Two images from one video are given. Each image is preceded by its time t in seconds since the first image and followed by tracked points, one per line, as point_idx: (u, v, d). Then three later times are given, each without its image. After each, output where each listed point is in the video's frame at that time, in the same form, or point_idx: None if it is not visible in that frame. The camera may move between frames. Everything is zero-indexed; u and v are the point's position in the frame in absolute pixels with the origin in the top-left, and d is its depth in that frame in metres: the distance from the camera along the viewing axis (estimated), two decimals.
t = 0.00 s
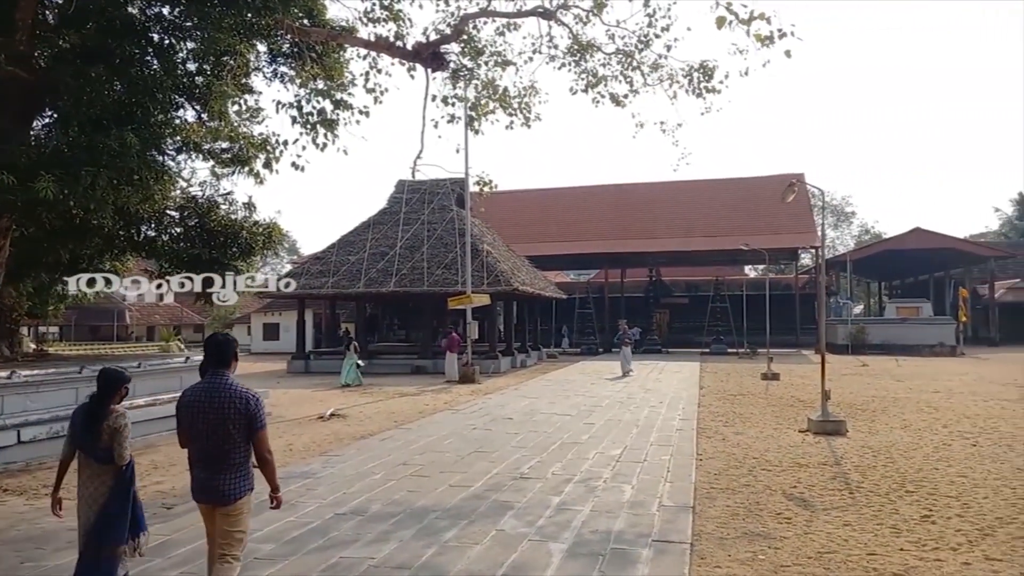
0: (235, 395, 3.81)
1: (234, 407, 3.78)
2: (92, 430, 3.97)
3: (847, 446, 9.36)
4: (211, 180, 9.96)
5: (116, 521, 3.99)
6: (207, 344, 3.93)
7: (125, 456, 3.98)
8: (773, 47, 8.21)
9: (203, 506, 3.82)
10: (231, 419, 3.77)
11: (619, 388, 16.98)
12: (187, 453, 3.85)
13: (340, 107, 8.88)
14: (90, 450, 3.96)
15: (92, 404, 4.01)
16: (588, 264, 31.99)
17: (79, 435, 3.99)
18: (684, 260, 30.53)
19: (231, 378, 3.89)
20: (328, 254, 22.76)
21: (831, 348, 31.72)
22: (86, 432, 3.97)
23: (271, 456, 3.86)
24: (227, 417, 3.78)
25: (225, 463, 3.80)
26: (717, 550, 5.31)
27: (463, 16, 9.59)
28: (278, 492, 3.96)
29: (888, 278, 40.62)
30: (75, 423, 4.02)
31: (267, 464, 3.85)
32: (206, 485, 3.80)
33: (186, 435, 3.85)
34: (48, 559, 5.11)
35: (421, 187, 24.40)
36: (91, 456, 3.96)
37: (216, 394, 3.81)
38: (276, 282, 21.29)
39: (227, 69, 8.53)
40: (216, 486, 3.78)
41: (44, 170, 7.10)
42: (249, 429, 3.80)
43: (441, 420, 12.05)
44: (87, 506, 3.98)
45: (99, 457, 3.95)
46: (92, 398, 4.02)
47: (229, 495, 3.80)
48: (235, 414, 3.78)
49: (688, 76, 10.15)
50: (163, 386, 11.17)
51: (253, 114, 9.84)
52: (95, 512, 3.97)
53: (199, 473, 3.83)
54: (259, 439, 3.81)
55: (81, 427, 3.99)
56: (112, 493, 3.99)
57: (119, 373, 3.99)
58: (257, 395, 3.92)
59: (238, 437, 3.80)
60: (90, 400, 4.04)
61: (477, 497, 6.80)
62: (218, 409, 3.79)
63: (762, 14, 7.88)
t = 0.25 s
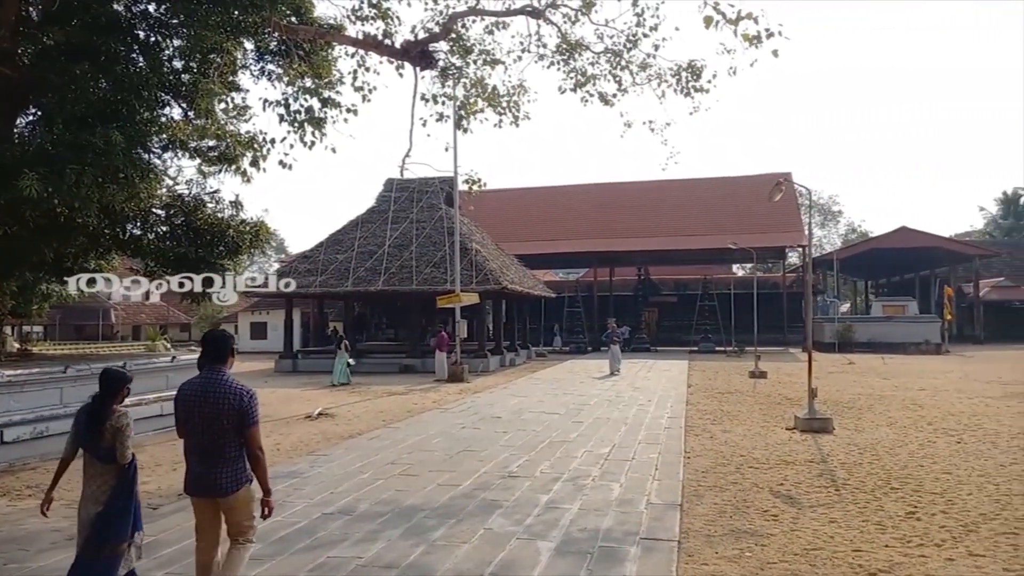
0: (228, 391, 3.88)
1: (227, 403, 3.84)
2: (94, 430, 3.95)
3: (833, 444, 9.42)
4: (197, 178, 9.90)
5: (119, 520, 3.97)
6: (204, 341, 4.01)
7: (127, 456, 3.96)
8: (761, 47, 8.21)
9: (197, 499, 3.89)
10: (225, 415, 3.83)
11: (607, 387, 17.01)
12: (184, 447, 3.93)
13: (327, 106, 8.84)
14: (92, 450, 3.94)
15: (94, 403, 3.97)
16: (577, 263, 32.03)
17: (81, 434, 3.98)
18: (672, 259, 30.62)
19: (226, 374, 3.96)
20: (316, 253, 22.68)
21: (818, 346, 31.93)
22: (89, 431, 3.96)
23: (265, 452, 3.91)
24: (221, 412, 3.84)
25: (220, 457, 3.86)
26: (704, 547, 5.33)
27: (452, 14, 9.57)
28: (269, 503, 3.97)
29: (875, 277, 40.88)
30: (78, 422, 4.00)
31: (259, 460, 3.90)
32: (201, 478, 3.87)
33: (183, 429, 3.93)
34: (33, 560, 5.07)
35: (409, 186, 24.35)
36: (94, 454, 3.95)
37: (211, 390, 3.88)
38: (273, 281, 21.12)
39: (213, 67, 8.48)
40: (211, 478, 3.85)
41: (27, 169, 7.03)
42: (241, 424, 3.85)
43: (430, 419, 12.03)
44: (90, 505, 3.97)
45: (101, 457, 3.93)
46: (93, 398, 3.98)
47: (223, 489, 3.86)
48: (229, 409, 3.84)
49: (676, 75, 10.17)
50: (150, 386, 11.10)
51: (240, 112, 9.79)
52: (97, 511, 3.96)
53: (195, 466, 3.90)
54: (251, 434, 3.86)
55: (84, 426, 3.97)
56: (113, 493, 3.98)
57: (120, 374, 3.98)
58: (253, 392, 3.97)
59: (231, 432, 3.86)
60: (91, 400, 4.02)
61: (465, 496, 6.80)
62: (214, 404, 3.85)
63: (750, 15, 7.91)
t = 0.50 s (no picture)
0: (223, 389, 3.91)
1: (221, 401, 3.88)
2: (97, 424, 4.08)
3: (818, 443, 9.47)
4: (183, 176, 9.82)
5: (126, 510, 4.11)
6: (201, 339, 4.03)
7: (131, 448, 4.11)
8: (750, 50, 8.19)
9: (190, 494, 3.94)
10: (219, 413, 3.87)
11: (595, 387, 17.04)
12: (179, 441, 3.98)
13: (315, 104, 8.80)
14: (96, 444, 4.07)
15: (95, 399, 4.10)
16: (565, 263, 32.06)
17: (84, 429, 4.11)
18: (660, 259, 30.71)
19: (222, 372, 3.98)
20: (303, 252, 22.58)
21: (804, 346, 32.13)
22: (91, 427, 4.08)
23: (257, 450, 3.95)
24: (215, 409, 3.87)
25: (214, 453, 3.92)
26: (691, 546, 5.35)
27: (441, 13, 9.56)
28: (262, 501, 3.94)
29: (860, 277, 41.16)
30: (80, 419, 4.13)
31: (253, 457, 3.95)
32: (194, 472, 3.92)
33: (178, 424, 3.98)
34: (16, 561, 5.02)
35: (397, 185, 24.29)
36: (98, 449, 4.07)
37: (207, 387, 3.92)
38: (274, 281, 20.96)
39: (199, 64, 8.43)
40: (205, 474, 3.91)
41: (9, 166, 6.94)
42: (235, 422, 3.89)
43: (417, 419, 12.01)
44: (96, 499, 4.09)
45: (105, 450, 4.06)
46: (93, 395, 4.11)
47: (216, 484, 3.92)
48: (223, 407, 3.87)
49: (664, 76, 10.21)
50: (134, 386, 11.02)
51: (226, 109, 9.73)
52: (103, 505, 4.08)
53: (189, 461, 3.95)
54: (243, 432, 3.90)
55: (87, 422, 4.10)
56: (118, 485, 4.12)
57: (119, 370, 4.11)
58: (248, 391, 3.99)
59: (224, 430, 3.90)
60: (91, 398, 4.14)
61: (453, 496, 6.79)
62: (208, 401, 3.89)
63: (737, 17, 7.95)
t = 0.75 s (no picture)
0: (222, 390, 3.93)
1: (220, 401, 3.90)
2: (96, 420, 4.04)
3: (804, 442, 9.53)
4: (168, 174, 9.75)
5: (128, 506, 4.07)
6: (201, 340, 4.06)
7: (130, 444, 4.06)
8: (736, 50, 8.13)
9: (184, 492, 3.92)
10: (217, 412, 3.88)
11: (583, 386, 17.05)
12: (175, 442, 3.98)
13: (302, 103, 8.76)
14: (95, 441, 4.03)
15: (93, 396, 4.06)
16: (553, 262, 32.09)
17: (82, 425, 4.06)
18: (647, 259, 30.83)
19: (221, 373, 4.01)
20: (290, 251, 22.47)
21: (790, 345, 32.32)
22: (90, 424, 4.04)
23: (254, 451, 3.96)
24: (213, 409, 3.89)
25: (210, 453, 3.92)
26: (678, 545, 5.37)
27: (429, 11, 9.54)
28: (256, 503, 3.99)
29: (846, 277, 41.43)
30: (80, 415, 4.08)
31: (249, 457, 3.96)
32: (190, 472, 3.91)
33: (176, 424, 3.98)
34: None
35: (385, 184, 24.23)
36: (97, 445, 4.04)
37: (205, 387, 3.94)
38: (275, 282, 20.98)
39: (185, 62, 8.38)
40: (200, 474, 3.90)
41: None
42: (232, 423, 3.90)
43: (405, 419, 11.98)
44: (97, 496, 4.05)
45: (104, 447, 4.03)
46: (92, 392, 4.07)
47: (212, 484, 3.91)
48: (222, 407, 3.89)
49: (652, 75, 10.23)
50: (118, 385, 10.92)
51: (212, 107, 9.67)
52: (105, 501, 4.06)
53: (186, 461, 3.95)
54: (240, 433, 3.91)
55: (86, 418, 4.05)
56: (119, 481, 4.08)
57: (119, 368, 4.07)
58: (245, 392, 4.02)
59: (221, 430, 3.91)
60: (90, 394, 4.10)
61: (440, 496, 6.77)
62: (205, 402, 3.91)
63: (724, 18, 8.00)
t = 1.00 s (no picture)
0: (222, 390, 4.10)
1: (221, 400, 4.07)
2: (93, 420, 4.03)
3: (786, 442, 9.61)
4: (149, 174, 9.66)
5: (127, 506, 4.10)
6: (199, 342, 4.22)
7: (125, 443, 4.07)
8: (718, 51, 8.10)
9: (186, 488, 4.09)
10: (218, 411, 4.06)
11: (567, 386, 17.08)
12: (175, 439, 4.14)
13: (285, 102, 8.70)
14: (92, 440, 4.04)
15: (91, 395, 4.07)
16: (538, 263, 32.12)
17: (81, 424, 4.08)
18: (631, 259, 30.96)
19: (221, 374, 4.18)
20: (273, 251, 22.33)
21: (773, 345, 32.53)
22: (88, 422, 4.05)
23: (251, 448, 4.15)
24: (213, 408, 4.06)
25: (210, 450, 4.09)
26: (661, 544, 5.39)
27: (413, 12, 9.52)
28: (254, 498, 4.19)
29: (828, 278, 41.78)
30: (78, 413, 4.09)
31: (248, 453, 4.15)
32: (191, 468, 4.09)
33: (176, 422, 4.13)
34: None
35: (370, 184, 24.15)
36: (94, 445, 4.05)
37: (207, 387, 4.11)
38: (277, 282, 20.89)
39: (167, 60, 8.30)
40: (200, 470, 4.07)
41: None
42: (232, 421, 4.07)
43: (389, 420, 11.94)
44: (95, 494, 4.07)
45: (102, 446, 4.04)
46: (92, 390, 4.07)
47: (212, 479, 4.09)
48: (223, 406, 4.07)
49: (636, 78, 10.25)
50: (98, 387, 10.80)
51: (194, 106, 9.59)
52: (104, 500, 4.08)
53: (187, 457, 4.11)
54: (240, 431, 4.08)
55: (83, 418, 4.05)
56: (118, 480, 4.10)
57: (118, 367, 4.07)
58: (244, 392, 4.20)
59: (221, 429, 4.08)
60: (89, 393, 4.10)
61: (425, 497, 6.76)
62: (206, 401, 4.08)
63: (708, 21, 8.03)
